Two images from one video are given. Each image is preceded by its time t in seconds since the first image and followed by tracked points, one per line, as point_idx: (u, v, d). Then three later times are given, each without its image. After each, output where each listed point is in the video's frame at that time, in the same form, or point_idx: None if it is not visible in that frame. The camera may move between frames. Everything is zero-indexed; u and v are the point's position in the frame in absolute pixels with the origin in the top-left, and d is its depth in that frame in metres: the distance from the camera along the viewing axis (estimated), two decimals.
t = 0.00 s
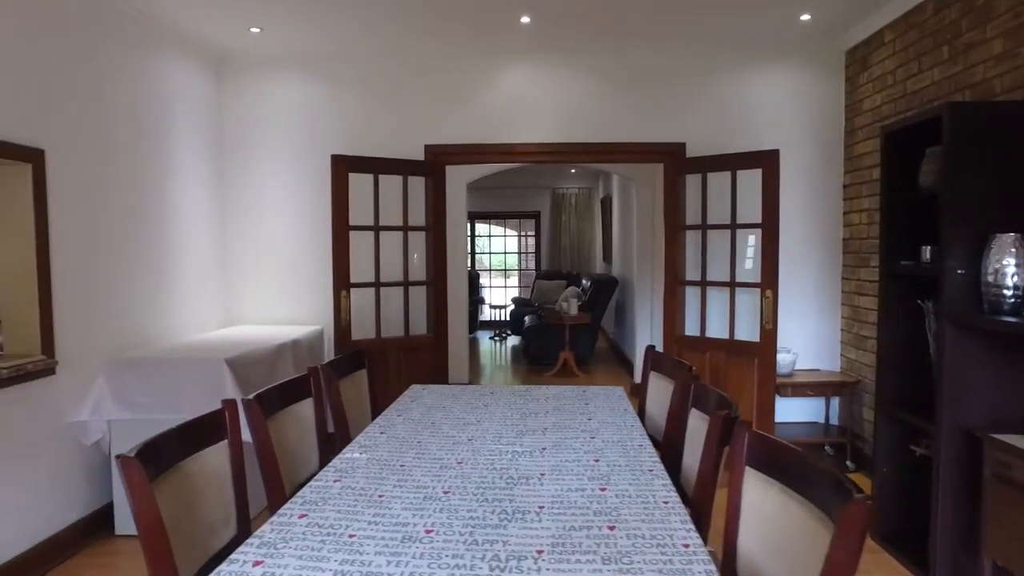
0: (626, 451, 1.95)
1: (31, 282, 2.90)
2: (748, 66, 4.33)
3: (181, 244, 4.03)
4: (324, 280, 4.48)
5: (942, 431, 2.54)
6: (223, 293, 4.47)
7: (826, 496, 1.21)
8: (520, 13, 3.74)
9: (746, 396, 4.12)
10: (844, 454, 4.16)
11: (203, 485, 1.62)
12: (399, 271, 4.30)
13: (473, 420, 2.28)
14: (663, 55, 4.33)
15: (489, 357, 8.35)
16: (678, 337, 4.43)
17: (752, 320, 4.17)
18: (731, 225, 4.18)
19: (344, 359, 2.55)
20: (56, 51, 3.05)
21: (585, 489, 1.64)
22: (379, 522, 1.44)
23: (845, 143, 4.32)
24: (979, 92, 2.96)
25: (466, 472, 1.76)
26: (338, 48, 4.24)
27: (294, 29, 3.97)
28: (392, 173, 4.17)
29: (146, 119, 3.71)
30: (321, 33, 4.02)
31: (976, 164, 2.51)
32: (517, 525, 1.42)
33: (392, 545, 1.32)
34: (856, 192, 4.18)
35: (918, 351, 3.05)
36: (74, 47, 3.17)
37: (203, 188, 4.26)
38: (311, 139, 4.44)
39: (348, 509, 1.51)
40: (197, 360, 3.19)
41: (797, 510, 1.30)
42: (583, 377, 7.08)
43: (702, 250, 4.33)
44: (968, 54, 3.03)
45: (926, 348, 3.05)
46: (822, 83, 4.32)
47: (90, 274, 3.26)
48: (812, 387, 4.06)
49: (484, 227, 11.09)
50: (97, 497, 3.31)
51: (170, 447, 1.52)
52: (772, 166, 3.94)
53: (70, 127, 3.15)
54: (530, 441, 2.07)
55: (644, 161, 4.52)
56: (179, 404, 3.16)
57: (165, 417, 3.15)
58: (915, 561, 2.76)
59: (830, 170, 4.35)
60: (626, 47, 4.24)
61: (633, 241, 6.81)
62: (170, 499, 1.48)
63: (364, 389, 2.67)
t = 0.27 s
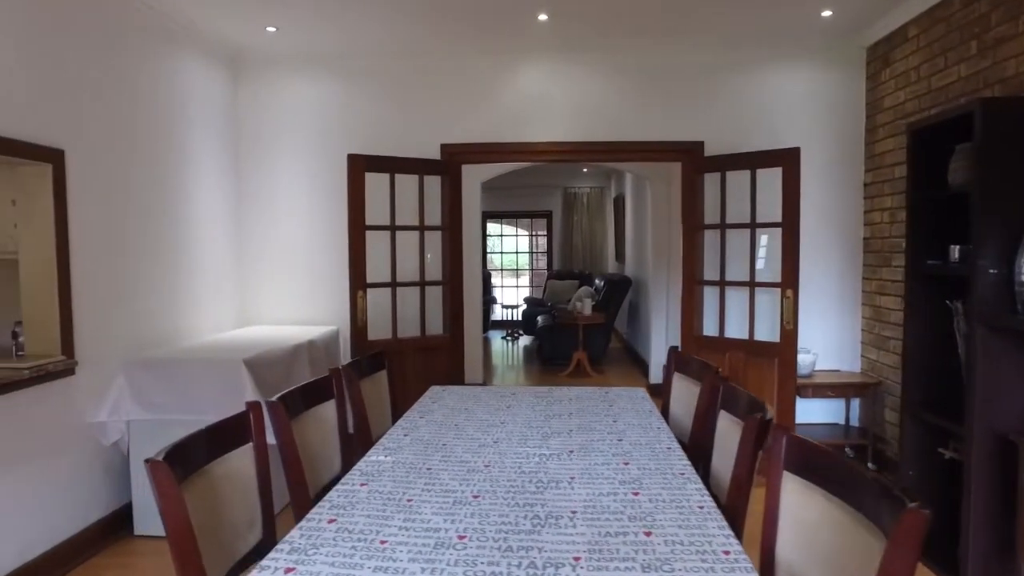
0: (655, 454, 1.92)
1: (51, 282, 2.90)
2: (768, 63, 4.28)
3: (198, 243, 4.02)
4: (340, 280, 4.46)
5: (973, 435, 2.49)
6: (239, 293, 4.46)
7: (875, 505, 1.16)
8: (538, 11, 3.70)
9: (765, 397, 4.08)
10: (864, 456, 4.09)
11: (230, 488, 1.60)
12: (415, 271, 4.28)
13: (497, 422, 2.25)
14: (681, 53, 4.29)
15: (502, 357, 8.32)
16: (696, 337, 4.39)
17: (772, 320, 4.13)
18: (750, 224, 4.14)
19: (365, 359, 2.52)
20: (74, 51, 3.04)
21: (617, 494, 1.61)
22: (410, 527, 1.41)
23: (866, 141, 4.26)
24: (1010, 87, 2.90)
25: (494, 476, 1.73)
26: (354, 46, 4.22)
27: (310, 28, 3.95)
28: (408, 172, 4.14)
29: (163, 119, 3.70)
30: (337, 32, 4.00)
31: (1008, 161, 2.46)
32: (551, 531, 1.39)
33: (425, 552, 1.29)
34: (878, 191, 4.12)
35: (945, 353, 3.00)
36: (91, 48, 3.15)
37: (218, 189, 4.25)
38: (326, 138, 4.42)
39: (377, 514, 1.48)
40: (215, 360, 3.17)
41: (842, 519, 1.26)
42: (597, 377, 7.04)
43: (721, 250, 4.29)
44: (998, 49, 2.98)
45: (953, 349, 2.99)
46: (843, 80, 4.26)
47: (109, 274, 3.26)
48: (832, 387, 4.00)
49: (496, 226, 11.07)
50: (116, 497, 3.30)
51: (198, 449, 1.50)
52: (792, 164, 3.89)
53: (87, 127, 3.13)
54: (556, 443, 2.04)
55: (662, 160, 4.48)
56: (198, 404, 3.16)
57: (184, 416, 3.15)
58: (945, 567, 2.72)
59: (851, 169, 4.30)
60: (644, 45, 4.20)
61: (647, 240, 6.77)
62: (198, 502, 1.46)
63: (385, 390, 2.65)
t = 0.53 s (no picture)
0: (684, 455, 1.89)
1: (69, 281, 2.90)
2: (787, 59, 4.23)
3: (213, 242, 4.01)
4: (355, 279, 4.44)
5: (1005, 437, 2.43)
6: (254, 292, 4.45)
7: (925, 509, 1.13)
8: (555, 7, 3.67)
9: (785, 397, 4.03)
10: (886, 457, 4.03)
11: (255, 489, 1.57)
12: (431, 270, 4.25)
13: (519, 422, 2.22)
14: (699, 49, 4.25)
15: (514, 355, 8.30)
16: (714, 337, 4.34)
17: (792, 319, 4.08)
18: (769, 222, 4.10)
19: (385, 358, 2.49)
20: (91, 49, 3.03)
21: (648, 495, 1.58)
22: (439, 529, 1.38)
23: (887, 137, 4.20)
24: None
25: (521, 476, 1.70)
26: (369, 44, 4.20)
27: (326, 26, 3.93)
28: (424, 170, 4.12)
29: (179, 117, 3.69)
30: (352, 30, 3.98)
31: None
32: (584, 533, 1.36)
33: (457, 555, 1.26)
34: (899, 188, 4.06)
35: (972, 352, 2.95)
36: (107, 46, 3.14)
37: (233, 188, 4.24)
38: (341, 137, 4.41)
39: (405, 515, 1.46)
40: (232, 359, 3.15)
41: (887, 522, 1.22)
42: (610, 377, 7.00)
43: (739, 248, 4.24)
44: None
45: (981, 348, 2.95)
46: (864, 76, 4.20)
47: (126, 273, 3.25)
48: (853, 387, 3.95)
49: (507, 225, 11.04)
50: (133, 496, 3.29)
51: (223, 448, 1.48)
52: (812, 160, 3.84)
53: (104, 125, 3.12)
54: (581, 444, 2.01)
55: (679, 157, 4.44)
56: (215, 404, 3.13)
57: (201, 415, 3.14)
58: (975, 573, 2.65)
59: (872, 165, 4.24)
60: (661, 42, 4.15)
61: (662, 239, 6.72)
62: (223, 503, 1.43)
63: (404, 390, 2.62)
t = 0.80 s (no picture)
0: (712, 456, 1.86)
1: (86, 280, 2.89)
2: (805, 55, 4.18)
3: (227, 241, 3.99)
4: (370, 278, 4.43)
5: None
6: (268, 291, 4.44)
7: (975, 515, 1.09)
8: (571, 4, 3.64)
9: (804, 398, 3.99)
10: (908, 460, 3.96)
11: (280, 490, 1.54)
12: (445, 269, 4.23)
13: (542, 422, 2.19)
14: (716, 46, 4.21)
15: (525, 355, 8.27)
16: (731, 337, 4.28)
17: (810, 318, 4.04)
18: (788, 220, 4.06)
19: (404, 357, 2.47)
20: (106, 48, 3.02)
21: (680, 498, 1.55)
22: (470, 532, 1.36)
23: (907, 134, 4.15)
24: None
25: (549, 478, 1.68)
26: (383, 42, 4.18)
27: (340, 24, 3.91)
28: (439, 168, 4.10)
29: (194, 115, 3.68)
30: (367, 28, 3.96)
31: None
32: (618, 537, 1.33)
33: (490, 559, 1.24)
34: (919, 185, 4.01)
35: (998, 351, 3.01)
36: (123, 44, 3.13)
37: (247, 187, 4.22)
38: (355, 135, 4.39)
39: (434, 518, 1.43)
40: (250, 359, 3.13)
41: (933, 527, 1.19)
42: (623, 376, 6.97)
43: (756, 246, 4.20)
44: None
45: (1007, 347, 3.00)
46: (883, 72, 4.15)
47: (142, 273, 3.24)
48: (873, 387, 3.91)
49: (518, 224, 11.01)
50: (149, 496, 3.28)
51: (247, 448, 1.45)
52: (831, 158, 3.79)
53: (119, 124, 3.11)
54: (607, 445, 1.98)
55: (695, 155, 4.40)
56: (231, 403, 3.12)
57: (217, 415, 3.12)
58: None
59: (892, 162, 4.18)
60: (679, 38, 4.12)
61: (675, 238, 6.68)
62: (250, 504, 1.41)
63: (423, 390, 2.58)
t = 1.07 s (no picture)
0: (742, 460, 1.83)
1: (104, 280, 2.88)
2: (823, 52, 4.14)
3: (241, 241, 3.98)
4: (384, 278, 4.40)
5: None
6: (282, 291, 4.42)
7: None
8: (588, 2, 3.60)
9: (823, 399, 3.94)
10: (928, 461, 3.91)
11: (307, 494, 1.52)
12: (460, 268, 4.20)
13: (566, 425, 2.17)
14: (733, 43, 4.17)
15: (536, 355, 8.24)
16: (748, 337, 4.24)
17: (829, 318, 4.00)
18: (806, 220, 4.02)
19: (424, 359, 2.44)
20: (122, 47, 3.01)
21: (713, 503, 1.52)
22: (502, 538, 1.33)
23: (927, 132, 4.10)
24: None
25: (577, 483, 1.66)
26: (397, 40, 4.16)
27: (354, 23, 3.89)
28: (454, 168, 4.07)
29: (209, 115, 3.67)
30: (382, 26, 3.94)
31: None
32: (654, 544, 1.31)
33: (525, 566, 1.21)
34: (940, 184, 3.96)
35: None
36: (139, 43, 3.12)
37: (261, 186, 4.21)
38: (369, 134, 4.36)
39: (464, 523, 1.41)
40: (266, 360, 3.10)
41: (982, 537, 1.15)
42: (635, 377, 6.93)
43: (774, 246, 4.16)
44: None
45: None
46: (903, 70, 4.10)
47: (158, 273, 3.23)
48: (893, 389, 3.86)
49: (528, 224, 10.98)
50: (166, 497, 3.27)
51: (274, 451, 1.43)
52: (851, 156, 3.75)
53: (135, 123, 3.10)
54: (633, 448, 1.95)
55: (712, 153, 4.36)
56: (247, 404, 3.09)
57: (233, 416, 3.10)
58: None
59: (912, 161, 4.13)
60: (696, 36, 4.08)
61: (688, 237, 6.64)
62: (277, 509, 1.39)
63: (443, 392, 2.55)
